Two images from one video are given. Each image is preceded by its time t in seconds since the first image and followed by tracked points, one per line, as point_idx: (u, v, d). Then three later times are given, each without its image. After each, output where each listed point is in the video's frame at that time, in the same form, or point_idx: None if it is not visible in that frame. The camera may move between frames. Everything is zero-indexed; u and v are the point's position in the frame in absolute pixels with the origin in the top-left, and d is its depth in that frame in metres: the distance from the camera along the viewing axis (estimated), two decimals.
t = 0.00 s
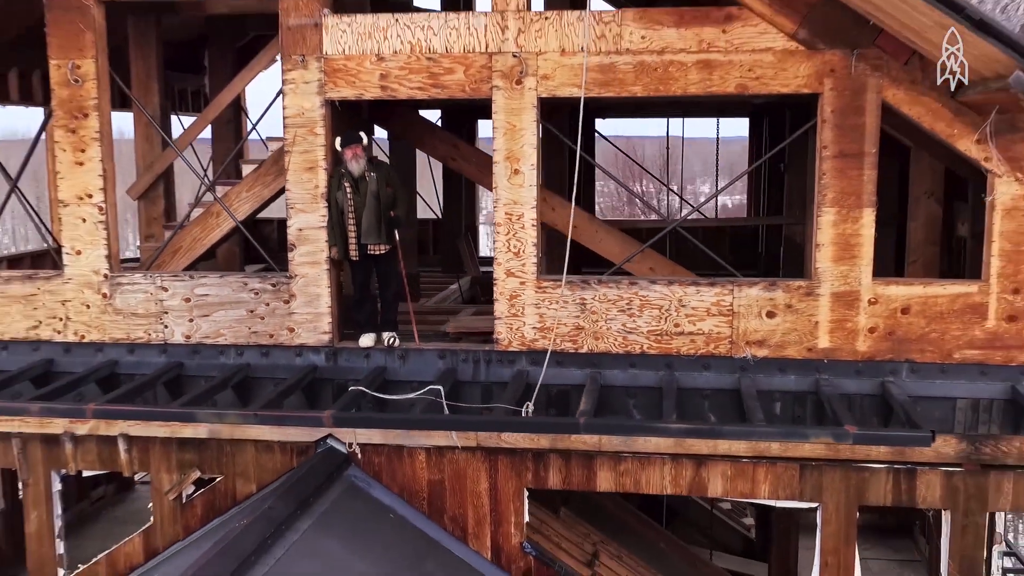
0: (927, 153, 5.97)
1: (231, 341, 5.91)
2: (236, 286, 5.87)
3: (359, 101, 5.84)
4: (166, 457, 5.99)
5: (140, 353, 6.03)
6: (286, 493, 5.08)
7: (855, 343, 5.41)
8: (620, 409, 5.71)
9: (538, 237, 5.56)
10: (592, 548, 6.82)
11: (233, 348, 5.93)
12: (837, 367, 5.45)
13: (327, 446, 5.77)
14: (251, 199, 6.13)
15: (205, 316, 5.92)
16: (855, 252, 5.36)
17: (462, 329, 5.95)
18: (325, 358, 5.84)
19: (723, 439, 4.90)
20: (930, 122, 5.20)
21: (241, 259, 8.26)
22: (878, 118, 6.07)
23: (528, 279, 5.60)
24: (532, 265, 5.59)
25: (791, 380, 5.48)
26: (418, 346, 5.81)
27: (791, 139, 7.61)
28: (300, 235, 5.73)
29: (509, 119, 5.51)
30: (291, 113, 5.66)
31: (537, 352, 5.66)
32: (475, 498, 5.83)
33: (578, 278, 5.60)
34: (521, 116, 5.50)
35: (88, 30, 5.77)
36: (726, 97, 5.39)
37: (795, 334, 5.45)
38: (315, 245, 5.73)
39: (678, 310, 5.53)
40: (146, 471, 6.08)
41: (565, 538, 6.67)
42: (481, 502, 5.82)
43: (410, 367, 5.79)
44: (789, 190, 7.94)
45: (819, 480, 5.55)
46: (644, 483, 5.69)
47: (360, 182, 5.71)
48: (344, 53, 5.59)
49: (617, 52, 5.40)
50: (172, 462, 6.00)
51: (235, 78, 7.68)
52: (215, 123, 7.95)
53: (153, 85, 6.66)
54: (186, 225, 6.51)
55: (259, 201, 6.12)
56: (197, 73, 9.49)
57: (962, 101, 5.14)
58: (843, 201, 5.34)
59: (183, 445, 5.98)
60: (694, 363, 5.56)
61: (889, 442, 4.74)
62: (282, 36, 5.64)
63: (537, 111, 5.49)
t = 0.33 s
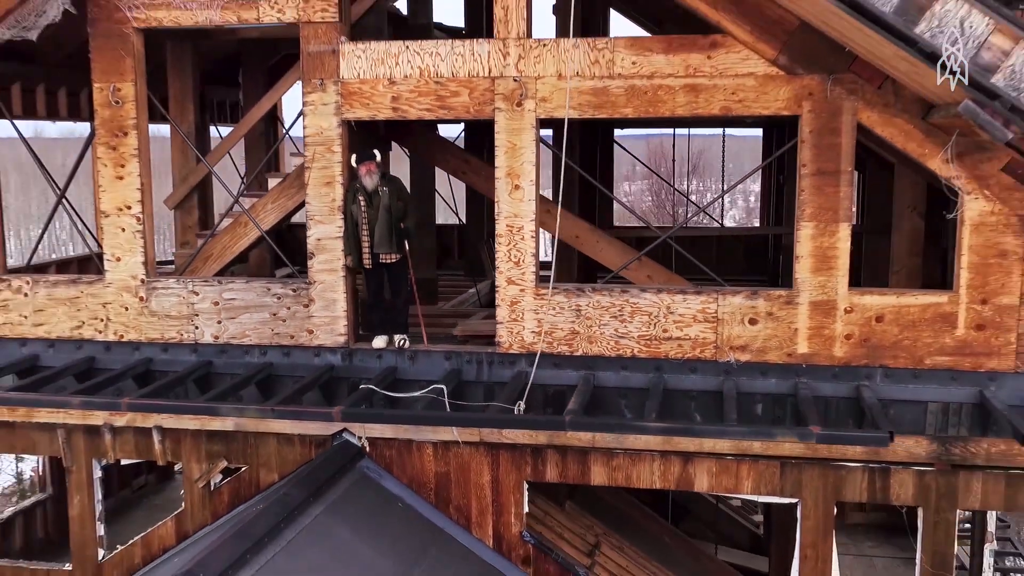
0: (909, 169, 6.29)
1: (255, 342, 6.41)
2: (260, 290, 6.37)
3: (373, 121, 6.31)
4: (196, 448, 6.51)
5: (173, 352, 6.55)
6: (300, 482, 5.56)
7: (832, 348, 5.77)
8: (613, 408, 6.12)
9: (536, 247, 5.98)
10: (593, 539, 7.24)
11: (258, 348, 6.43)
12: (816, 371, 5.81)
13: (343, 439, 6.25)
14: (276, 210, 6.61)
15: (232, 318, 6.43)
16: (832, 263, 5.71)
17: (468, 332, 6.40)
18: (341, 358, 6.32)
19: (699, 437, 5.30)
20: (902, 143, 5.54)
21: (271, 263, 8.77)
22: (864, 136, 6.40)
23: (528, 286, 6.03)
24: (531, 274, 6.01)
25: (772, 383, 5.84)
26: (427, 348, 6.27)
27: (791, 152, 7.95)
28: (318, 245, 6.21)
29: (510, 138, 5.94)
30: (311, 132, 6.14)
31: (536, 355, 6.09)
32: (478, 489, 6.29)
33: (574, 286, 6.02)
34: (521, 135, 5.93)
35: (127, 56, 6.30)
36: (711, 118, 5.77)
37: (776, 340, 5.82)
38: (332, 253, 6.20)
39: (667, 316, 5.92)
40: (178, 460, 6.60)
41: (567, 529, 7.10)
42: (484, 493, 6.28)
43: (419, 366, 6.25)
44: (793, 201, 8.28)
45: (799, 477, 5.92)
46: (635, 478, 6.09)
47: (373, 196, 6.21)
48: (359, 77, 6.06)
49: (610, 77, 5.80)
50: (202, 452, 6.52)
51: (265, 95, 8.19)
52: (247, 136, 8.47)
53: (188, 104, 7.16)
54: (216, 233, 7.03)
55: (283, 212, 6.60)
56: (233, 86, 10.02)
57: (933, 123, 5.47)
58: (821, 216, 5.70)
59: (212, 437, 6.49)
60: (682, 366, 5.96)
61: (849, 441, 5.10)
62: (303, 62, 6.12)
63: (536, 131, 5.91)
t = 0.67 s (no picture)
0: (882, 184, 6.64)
1: (267, 343, 6.90)
2: (272, 296, 6.85)
3: (377, 138, 6.76)
4: (213, 441, 7.01)
5: (192, 352, 7.05)
6: (304, 474, 6.03)
7: (802, 354, 6.14)
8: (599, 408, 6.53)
9: (526, 257, 6.40)
10: (587, 532, 7.64)
11: (270, 349, 6.91)
12: (787, 376, 6.18)
13: (347, 435, 6.72)
14: (289, 219, 7.06)
15: (246, 321, 6.92)
16: (802, 274, 6.08)
17: (465, 335, 6.84)
18: (346, 358, 6.79)
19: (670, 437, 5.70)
20: (867, 161, 5.89)
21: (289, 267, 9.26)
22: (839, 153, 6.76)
23: (519, 293, 6.45)
24: (522, 282, 6.44)
25: (746, 386, 6.22)
26: (425, 350, 6.72)
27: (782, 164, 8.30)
28: (325, 253, 6.68)
29: (502, 155, 6.37)
30: (319, 149, 6.61)
31: (526, 358, 6.51)
32: (473, 483, 6.73)
33: (562, 294, 6.43)
34: (512, 153, 6.35)
35: (150, 79, 6.80)
36: (689, 137, 6.16)
37: (749, 346, 6.20)
38: (338, 262, 6.67)
39: (648, 322, 6.32)
40: (196, 452, 7.11)
41: (560, 522, 7.52)
42: (478, 486, 6.73)
43: (418, 367, 6.71)
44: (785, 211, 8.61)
45: (771, 474, 6.29)
46: (618, 474, 6.51)
47: (377, 208, 6.70)
48: (364, 98, 6.52)
49: (595, 98, 6.21)
50: (218, 444, 7.01)
51: (282, 110, 8.67)
52: (267, 148, 8.96)
53: (210, 122, 7.65)
54: (234, 242, 7.52)
55: (295, 221, 7.05)
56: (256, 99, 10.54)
57: (896, 143, 5.82)
58: (791, 229, 6.06)
59: (228, 431, 6.98)
60: (662, 369, 6.35)
61: (804, 441, 5.48)
62: (312, 84, 6.59)
63: (526, 148, 6.33)
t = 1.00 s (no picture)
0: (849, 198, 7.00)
1: (271, 345, 7.37)
2: (275, 301, 7.32)
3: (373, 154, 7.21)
4: (220, 437, 7.49)
5: (202, 353, 7.53)
6: (299, 467, 6.49)
7: (768, 359, 6.52)
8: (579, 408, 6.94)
9: (511, 266, 6.82)
10: (574, 525, 8.06)
11: (273, 351, 7.39)
12: (754, 380, 6.55)
13: (344, 431, 7.18)
14: (294, 227, 7.53)
15: (252, 324, 7.40)
16: (767, 284, 6.46)
17: (455, 339, 7.28)
18: (344, 360, 7.25)
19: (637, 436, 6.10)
20: (828, 178, 6.25)
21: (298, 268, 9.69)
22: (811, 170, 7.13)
23: (503, 300, 6.88)
24: (506, 289, 6.86)
25: (716, 389, 6.60)
26: (417, 353, 7.17)
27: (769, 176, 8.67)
28: (324, 261, 7.14)
29: (488, 170, 6.80)
30: (318, 165, 7.07)
31: (510, 361, 6.94)
32: (461, 478, 7.17)
33: (544, 301, 6.85)
34: (497, 169, 6.78)
35: (163, 98, 7.30)
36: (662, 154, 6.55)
37: (719, 351, 6.59)
38: (336, 269, 7.13)
39: (623, 327, 6.73)
40: (206, 447, 7.59)
41: (548, 516, 7.93)
42: (466, 480, 7.16)
43: (410, 369, 7.16)
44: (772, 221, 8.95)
45: (740, 472, 6.67)
46: (597, 470, 6.93)
47: (372, 220, 7.05)
48: (360, 117, 6.97)
49: (574, 118, 6.61)
50: (226, 440, 7.49)
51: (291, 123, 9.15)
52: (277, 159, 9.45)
53: (220, 137, 8.18)
54: (243, 250, 8.01)
55: (300, 230, 7.53)
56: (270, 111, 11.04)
57: (854, 161, 6.18)
58: (757, 241, 6.44)
59: (234, 427, 7.46)
60: (637, 372, 6.75)
61: (760, 441, 5.87)
62: (312, 103, 7.05)
63: (511, 164, 6.75)
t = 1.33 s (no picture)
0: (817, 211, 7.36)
1: (272, 347, 7.85)
2: (275, 306, 7.80)
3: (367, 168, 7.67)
4: (225, 432, 7.97)
5: (208, 353, 8.03)
6: (293, 461, 6.96)
7: (734, 363, 6.90)
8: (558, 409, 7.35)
9: (494, 274, 7.26)
10: (560, 520, 8.49)
11: (274, 352, 7.86)
12: (721, 383, 6.94)
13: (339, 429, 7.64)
14: (298, 232, 7.99)
15: (255, 327, 7.88)
16: (733, 293, 6.84)
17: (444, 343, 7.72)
18: (340, 361, 7.71)
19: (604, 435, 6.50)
20: (789, 193, 6.63)
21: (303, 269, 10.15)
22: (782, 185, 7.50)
23: (487, 306, 7.31)
24: (489, 296, 7.29)
25: (685, 392, 6.99)
26: (407, 355, 7.62)
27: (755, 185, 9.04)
28: (321, 268, 7.61)
29: (473, 184, 7.23)
30: (315, 178, 7.53)
31: (493, 363, 7.37)
32: (448, 473, 7.60)
33: (525, 307, 7.28)
34: (481, 183, 7.21)
35: (173, 116, 7.80)
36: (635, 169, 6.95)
37: (688, 355, 6.98)
38: (332, 276, 7.59)
39: (599, 332, 7.14)
40: (212, 441, 8.08)
41: (536, 511, 8.35)
42: (452, 475, 7.59)
43: (402, 370, 7.61)
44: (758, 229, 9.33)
45: (708, 469, 7.06)
46: (575, 467, 7.34)
47: (365, 230, 7.60)
48: (354, 133, 7.43)
49: (553, 135, 7.03)
50: (230, 435, 7.97)
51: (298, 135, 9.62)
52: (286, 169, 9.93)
53: (229, 150, 8.68)
54: (249, 257, 8.50)
55: (302, 235, 7.98)
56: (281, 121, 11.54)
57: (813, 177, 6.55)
58: (724, 252, 6.83)
59: (238, 423, 7.95)
60: (612, 374, 7.15)
61: (718, 441, 6.26)
62: (311, 120, 7.52)
63: (494, 178, 7.18)
